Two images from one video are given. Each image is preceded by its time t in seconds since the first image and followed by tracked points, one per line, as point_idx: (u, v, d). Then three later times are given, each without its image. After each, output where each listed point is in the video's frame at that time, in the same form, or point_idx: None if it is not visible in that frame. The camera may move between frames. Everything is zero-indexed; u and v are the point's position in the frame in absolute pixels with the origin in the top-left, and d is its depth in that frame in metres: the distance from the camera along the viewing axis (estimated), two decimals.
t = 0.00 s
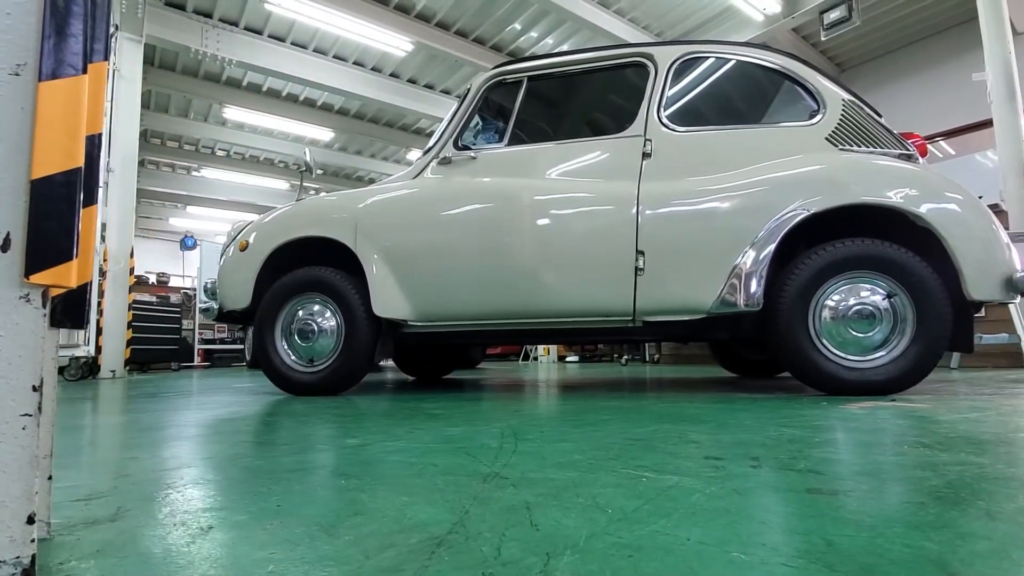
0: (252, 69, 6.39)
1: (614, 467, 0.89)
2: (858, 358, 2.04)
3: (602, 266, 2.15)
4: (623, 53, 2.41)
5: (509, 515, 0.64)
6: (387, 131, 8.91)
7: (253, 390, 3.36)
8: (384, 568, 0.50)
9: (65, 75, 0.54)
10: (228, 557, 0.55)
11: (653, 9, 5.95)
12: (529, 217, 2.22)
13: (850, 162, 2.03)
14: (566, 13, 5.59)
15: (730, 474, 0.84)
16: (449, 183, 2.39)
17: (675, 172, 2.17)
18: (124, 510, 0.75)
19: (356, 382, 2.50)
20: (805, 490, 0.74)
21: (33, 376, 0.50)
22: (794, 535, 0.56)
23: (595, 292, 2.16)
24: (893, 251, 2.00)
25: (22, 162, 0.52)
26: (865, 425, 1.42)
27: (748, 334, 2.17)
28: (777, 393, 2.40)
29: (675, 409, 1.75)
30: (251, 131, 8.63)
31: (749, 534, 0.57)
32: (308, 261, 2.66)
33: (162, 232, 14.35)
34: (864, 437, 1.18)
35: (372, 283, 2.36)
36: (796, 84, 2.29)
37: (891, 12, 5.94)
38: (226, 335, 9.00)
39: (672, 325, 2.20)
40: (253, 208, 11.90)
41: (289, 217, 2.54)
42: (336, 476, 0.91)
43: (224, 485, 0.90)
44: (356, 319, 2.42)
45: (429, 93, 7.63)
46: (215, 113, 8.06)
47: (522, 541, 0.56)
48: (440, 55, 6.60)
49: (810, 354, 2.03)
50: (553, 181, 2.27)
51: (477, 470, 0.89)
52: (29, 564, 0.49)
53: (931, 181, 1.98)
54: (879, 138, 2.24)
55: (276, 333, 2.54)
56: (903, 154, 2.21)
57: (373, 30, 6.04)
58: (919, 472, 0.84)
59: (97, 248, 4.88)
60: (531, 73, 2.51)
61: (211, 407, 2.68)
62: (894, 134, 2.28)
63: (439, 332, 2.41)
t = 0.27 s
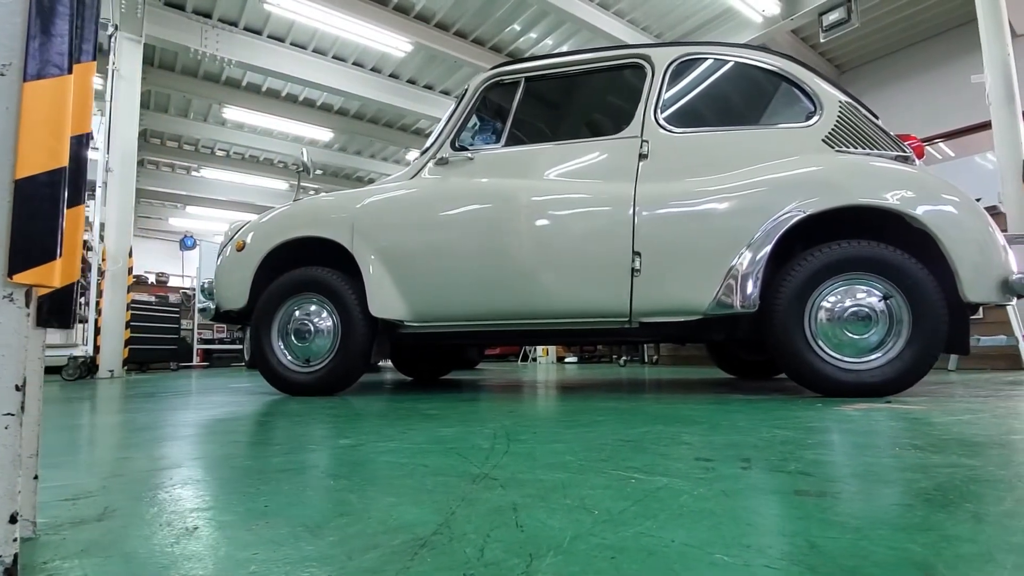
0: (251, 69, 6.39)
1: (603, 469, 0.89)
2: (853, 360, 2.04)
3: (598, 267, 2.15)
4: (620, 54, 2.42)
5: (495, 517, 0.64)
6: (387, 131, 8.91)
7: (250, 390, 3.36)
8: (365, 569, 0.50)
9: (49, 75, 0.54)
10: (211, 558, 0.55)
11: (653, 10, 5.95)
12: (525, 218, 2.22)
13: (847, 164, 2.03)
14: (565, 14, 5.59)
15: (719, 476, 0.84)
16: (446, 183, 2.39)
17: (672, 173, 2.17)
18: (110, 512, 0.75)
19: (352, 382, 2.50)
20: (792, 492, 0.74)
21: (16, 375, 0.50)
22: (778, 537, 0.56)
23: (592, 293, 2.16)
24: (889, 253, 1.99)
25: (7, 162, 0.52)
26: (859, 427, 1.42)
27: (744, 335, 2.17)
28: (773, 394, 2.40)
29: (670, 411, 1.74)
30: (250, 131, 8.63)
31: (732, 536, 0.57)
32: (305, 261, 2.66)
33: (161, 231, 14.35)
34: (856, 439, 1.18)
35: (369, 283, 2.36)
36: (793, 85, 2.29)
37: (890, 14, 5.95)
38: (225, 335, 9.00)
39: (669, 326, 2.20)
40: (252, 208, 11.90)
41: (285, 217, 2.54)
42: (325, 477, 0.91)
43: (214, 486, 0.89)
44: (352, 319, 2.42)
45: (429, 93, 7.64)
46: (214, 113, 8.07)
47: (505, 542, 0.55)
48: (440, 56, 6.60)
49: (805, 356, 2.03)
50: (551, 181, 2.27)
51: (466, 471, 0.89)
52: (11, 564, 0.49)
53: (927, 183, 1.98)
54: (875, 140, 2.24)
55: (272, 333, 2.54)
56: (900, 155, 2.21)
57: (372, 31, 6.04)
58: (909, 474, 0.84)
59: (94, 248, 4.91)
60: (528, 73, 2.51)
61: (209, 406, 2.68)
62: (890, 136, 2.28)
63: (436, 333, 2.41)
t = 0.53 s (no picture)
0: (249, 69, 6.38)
1: (592, 470, 0.88)
2: (847, 361, 2.04)
3: (593, 268, 2.15)
4: (616, 55, 2.42)
5: (480, 517, 0.64)
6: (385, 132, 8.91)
7: (246, 390, 3.36)
8: (346, 571, 0.50)
9: (30, 75, 0.56)
10: (193, 560, 0.55)
11: (651, 11, 5.96)
12: (521, 218, 2.22)
13: (841, 166, 2.03)
14: (563, 15, 5.59)
15: (707, 477, 0.84)
16: (442, 184, 2.39)
17: (667, 175, 2.17)
18: (95, 513, 0.75)
19: (346, 383, 2.50)
20: (779, 493, 0.74)
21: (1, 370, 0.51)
22: (760, 538, 0.56)
23: (587, 294, 2.16)
24: (883, 254, 2.00)
25: None
26: (851, 429, 1.43)
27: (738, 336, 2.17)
28: (768, 395, 2.40)
29: (663, 412, 1.74)
30: (248, 130, 8.62)
31: (715, 537, 0.57)
32: (300, 261, 2.66)
33: (158, 231, 14.32)
34: (848, 440, 1.18)
35: (364, 283, 2.35)
36: (789, 87, 2.29)
37: (888, 16, 5.97)
38: (222, 335, 8.98)
39: (663, 327, 2.20)
40: (250, 208, 11.88)
41: (281, 217, 2.53)
42: (314, 478, 0.91)
43: (201, 487, 0.89)
44: (347, 320, 2.42)
45: (426, 93, 7.63)
46: (212, 112, 8.05)
47: (488, 543, 0.55)
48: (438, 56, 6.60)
49: (800, 356, 2.03)
50: (547, 182, 2.27)
51: (455, 472, 0.89)
52: None
53: (921, 185, 1.98)
54: (870, 142, 2.24)
55: (267, 333, 2.54)
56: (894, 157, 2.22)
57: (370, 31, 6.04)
58: (897, 476, 0.84)
59: (90, 247, 4.97)
60: (525, 73, 2.51)
61: (204, 406, 2.68)
62: (885, 138, 2.29)
63: (430, 333, 2.41)
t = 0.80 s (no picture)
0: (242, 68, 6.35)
1: (576, 470, 0.88)
2: (836, 361, 2.05)
3: (585, 269, 2.15)
4: (607, 56, 2.42)
5: (461, 518, 0.63)
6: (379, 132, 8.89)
7: (236, 391, 3.34)
8: (322, 572, 0.50)
9: (5, 72, 0.70)
10: (168, 563, 0.55)
11: (644, 12, 5.97)
12: (512, 219, 2.22)
13: (831, 168, 2.04)
14: (557, 15, 5.60)
15: (691, 477, 0.84)
16: (433, 184, 2.39)
17: (657, 176, 2.18)
18: (74, 515, 0.75)
19: (337, 383, 2.49)
20: (761, 493, 0.75)
21: None
22: (738, 539, 0.56)
23: (578, 294, 2.16)
24: (871, 255, 2.01)
25: None
26: (838, 429, 1.43)
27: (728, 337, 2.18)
28: (759, 396, 2.41)
29: (652, 412, 1.74)
30: (241, 129, 8.58)
31: (695, 538, 0.57)
32: (291, 261, 2.64)
33: (150, 230, 14.23)
34: (834, 441, 1.19)
35: (354, 284, 2.34)
36: (779, 88, 2.30)
37: (879, 18, 6.02)
38: (215, 336, 8.94)
39: (654, 327, 2.20)
40: (243, 208, 11.83)
41: (271, 216, 2.52)
42: (298, 480, 0.91)
43: (184, 489, 0.89)
44: (338, 320, 2.41)
45: (420, 93, 7.62)
46: (204, 111, 8.01)
47: (467, 544, 0.55)
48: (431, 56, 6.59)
49: (789, 356, 2.04)
50: (540, 182, 2.26)
51: (440, 472, 0.89)
52: None
53: (910, 186, 2.00)
54: (859, 143, 2.26)
55: (258, 333, 2.53)
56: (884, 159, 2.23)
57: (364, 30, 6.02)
58: (879, 476, 0.85)
59: (79, 247, 4.89)
60: (517, 74, 2.51)
61: (194, 407, 2.66)
62: (874, 139, 2.30)
63: (422, 334, 2.40)
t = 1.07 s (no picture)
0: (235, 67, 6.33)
1: (562, 471, 0.88)
2: (826, 361, 2.06)
3: (576, 269, 2.15)
4: (600, 56, 2.42)
5: (443, 520, 0.63)
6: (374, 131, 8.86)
7: (228, 391, 3.32)
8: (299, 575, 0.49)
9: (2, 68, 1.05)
10: (145, 567, 0.54)
11: (639, 13, 5.98)
12: (503, 219, 2.22)
13: (822, 169, 2.05)
14: (551, 16, 5.60)
15: (676, 477, 0.84)
16: (425, 184, 2.39)
17: (648, 176, 2.18)
18: (54, 517, 0.74)
19: (328, 384, 2.48)
20: (744, 493, 0.75)
21: None
22: (718, 539, 0.56)
23: (570, 295, 2.16)
24: (861, 256, 2.02)
25: None
26: (827, 429, 1.44)
27: (719, 337, 2.19)
28: (750, 395, 2.42)
29: (642, 412, 1.75)
30: (234, 129, 8.55)
31: (674, 538, 0.57)
32: (282, 260, 2.63)
33: (143, 230, 14.16)
34: (822, 440, 1.19)
35: (346, 284, 2.34)
36: (770, 90, 2.31)
37: (871, 19, 6.05)
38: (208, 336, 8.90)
39: (645, 327, 2.20)
40: (237, 207, 11.78)
41: (263, 216, 2.51)
42: (282, 481, 0.90)
43: (167, 490, 0.88)
44: (329, 320, 2.40)
45: (415, 93, 7.61)
46: (198, 111, 7.98)
47: (447, 546, 0.55)
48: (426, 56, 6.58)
49: (779, 357, 2.05)
50: (532, 182, 2.26)
51: (426, 473, 0.88)
52: None
53: (899, 188, 2.01)
54: (849, 144, 2.27)
55: (249, 333, 2.52)
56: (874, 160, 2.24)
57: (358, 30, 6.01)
58: (863, 476, 0.85)
59: (71, 247, 4.83)
60: (509, 74, 2.50)
61: (185, 407, 2.65)
62: (864, 140, 2.31)
63: (414, 334, 2.40)
